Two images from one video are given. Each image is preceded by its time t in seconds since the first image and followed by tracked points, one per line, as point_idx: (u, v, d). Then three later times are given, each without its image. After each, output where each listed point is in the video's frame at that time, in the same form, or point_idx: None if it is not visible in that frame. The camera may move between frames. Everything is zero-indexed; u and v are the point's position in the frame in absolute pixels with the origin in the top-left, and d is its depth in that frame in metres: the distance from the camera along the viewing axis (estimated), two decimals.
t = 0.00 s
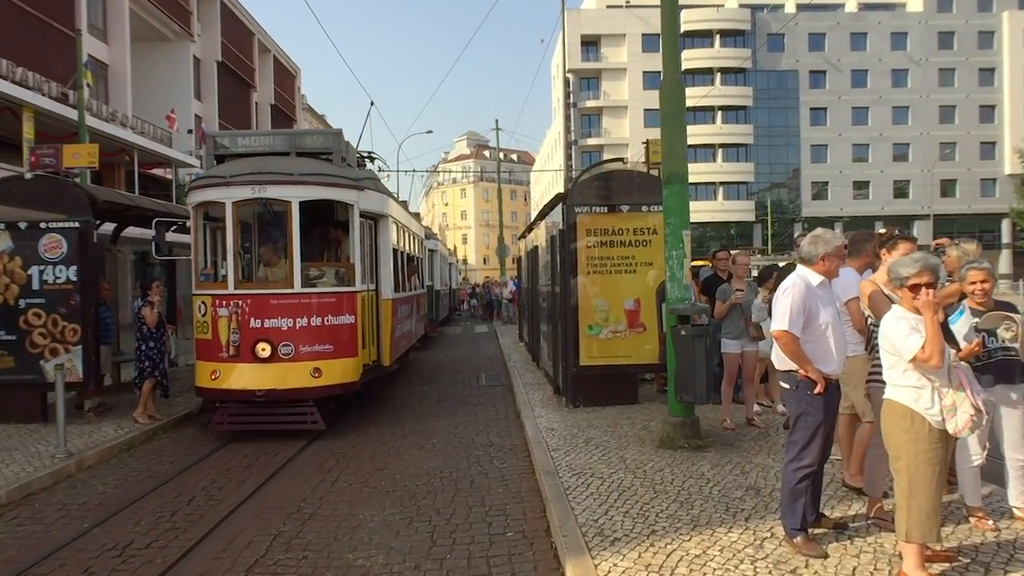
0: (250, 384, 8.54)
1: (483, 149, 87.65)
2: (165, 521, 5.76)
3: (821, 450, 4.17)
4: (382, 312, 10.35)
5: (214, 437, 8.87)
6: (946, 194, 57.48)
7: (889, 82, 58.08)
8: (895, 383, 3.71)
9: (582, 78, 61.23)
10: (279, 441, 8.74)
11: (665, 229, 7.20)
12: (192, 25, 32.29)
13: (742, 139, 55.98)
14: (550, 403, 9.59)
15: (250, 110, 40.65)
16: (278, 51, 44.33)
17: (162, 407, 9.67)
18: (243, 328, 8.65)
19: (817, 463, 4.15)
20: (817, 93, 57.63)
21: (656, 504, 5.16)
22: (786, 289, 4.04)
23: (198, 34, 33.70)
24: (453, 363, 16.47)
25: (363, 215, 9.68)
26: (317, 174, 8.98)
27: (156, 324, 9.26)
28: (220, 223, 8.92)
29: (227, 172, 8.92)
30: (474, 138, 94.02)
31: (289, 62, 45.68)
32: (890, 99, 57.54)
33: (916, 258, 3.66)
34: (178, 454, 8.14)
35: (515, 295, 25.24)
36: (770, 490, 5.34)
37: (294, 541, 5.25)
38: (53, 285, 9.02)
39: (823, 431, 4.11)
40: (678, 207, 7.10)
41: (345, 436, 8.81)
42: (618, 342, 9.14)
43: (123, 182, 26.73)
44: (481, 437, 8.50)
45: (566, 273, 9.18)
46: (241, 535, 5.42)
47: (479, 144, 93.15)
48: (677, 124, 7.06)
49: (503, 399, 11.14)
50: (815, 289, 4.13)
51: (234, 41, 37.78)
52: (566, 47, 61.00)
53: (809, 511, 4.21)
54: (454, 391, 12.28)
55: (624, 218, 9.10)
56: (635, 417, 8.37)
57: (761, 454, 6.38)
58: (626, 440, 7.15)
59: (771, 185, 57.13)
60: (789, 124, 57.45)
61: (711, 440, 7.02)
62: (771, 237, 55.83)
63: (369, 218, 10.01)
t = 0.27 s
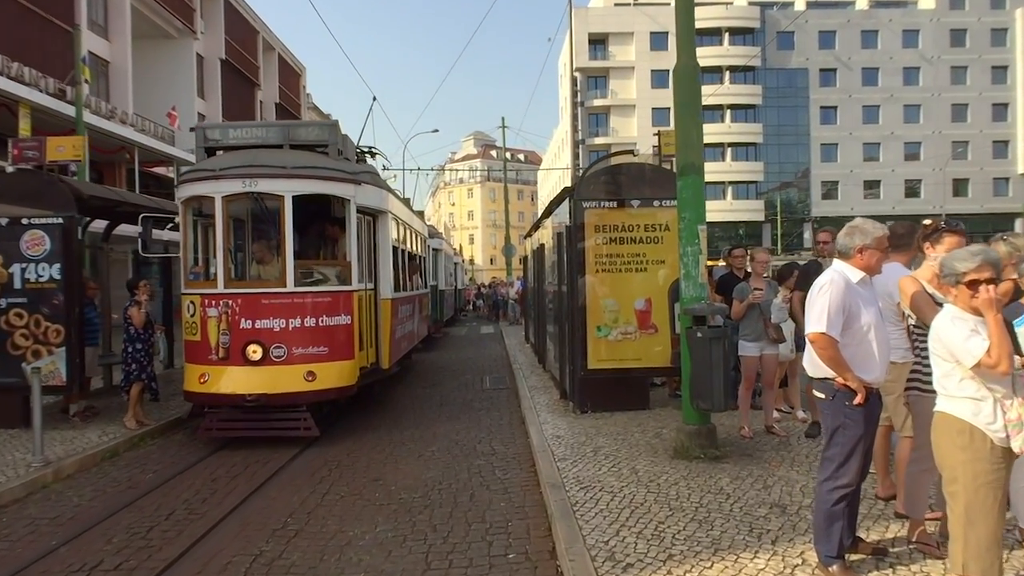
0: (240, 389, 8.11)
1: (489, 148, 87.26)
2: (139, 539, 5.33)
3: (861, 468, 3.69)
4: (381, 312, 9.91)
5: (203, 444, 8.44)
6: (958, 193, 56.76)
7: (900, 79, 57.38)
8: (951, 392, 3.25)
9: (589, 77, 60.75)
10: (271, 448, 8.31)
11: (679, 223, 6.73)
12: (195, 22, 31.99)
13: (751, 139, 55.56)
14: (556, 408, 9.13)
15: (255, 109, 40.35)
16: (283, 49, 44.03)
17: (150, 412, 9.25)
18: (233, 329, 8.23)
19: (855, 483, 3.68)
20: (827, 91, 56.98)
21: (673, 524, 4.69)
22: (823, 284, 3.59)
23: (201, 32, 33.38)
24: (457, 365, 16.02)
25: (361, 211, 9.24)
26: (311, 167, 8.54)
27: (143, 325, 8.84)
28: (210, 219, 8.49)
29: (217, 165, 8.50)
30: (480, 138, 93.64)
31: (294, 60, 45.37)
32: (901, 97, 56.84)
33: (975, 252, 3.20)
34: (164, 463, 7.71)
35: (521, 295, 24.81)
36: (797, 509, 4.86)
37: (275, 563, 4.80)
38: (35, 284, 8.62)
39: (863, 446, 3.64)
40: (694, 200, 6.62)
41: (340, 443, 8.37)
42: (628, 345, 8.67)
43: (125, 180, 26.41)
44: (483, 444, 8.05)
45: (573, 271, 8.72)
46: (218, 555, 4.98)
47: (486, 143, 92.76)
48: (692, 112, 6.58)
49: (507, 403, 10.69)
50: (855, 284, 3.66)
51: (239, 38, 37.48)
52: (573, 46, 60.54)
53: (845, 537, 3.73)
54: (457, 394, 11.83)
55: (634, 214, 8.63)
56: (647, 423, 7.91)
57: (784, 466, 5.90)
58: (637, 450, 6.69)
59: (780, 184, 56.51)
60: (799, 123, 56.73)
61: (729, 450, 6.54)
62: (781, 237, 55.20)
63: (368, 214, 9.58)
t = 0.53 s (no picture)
0: (229, 397, 7.68)
1: (493, 148, 86.91)
2: (111, 564, 4.91)
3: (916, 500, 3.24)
4: (379, 315, 9.49)
5: (191, 454, 8.02)
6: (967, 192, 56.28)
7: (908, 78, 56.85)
8: None
9: (594, 76, 60.35)
10: (263, 459, 7.88)
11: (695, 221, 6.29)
12: (196, 20, 31.68)
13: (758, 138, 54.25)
14: (564, 416, 8.69)
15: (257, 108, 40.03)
16: (285, 48, 43.74)
17: (136, 420, 8.84)
18: (223, 333, 7.80)
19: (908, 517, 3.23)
20: (834, 90, 56.46)
21: (695, 553, 4.26)
22: (872, 291, 3.17)
23: (202, 30, 33.04)
24: (460, 369, 15.60)
25: (358, 209, 8.81)
26: (306, 163, 8.11)
27: (129, 329, 8.44)
28: (199, 217, 8.08)
29: (206, 160, 8.07)
30: (485, 137, 93.32)
31: (297, 60, 45.07)
32: (909, 95, 56.33)
33: None
34: (148, 475, 7.29)
35: (526, 296, 24.42)
36: (831, 536, 4.41)
37: None
38: (16, 287, 8.23)
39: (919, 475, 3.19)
40: (710, 197, 6.18)
41: (336, 453, 7.94)
42: (639, 350, 8.23)
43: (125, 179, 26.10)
44: (486, 455, 7.63)
45: (581, 272, 8.29)
46: None
47: (490, 143, 92.42)
48: (709, 101, 6.14)
49: (511, 410, 10.27)
50: (910, 293, 3.24)
51: (241, 37, 37.18)
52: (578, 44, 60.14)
53: None
54: (460, 400, 11.40)
55: (644, 212, 8.20)
56: (659, 433, 7.48)
57: (811, 484, 5.46)
58: (651, 465, 6.25)
59: (787, 184, 55.99)
60: (806, 121, 56.12)
61: (751, 465, 6.09)
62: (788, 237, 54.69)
63: (365, 212, 9.15)
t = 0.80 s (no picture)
0: (220, 401, 7.25)
1: (498, 148, 86.49)
2: None
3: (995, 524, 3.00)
4: (379, 314, 9.05)
5: (181, 462, 7.60)
6: (977, 191, 55.61)
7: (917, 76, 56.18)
8: None
9: (599, 75, 59.88)
10: (256, 466, 7.46)
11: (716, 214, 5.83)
12: (197, 17, 31.32)
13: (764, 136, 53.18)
14: (574, 422, 8.24)
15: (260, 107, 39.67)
16: (288, 46, 43.38)
17: (124, 424, 8.43)
18: (214, 334, 7.38)
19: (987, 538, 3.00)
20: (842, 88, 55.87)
21: None
22: (945, 286, 2.94)
23: (204, 27, 32.71)
24: (465, 370, 15.16)
25: (357, 203, 8.37)
26: (301, 154, 7.67)
27: (115, 329, 8.04)
28: (189, 212, 7.66)
29: (197, 152, 7.66)
30: (489, 137, 92.88)
31: (300, 58, 44.72)
32: (918, 93, 55.71)
33: None
34: (134, 485, 6.88)
35: (531, 296, 23.96)
36: (877, 560, 3.96)
37: None
38: None
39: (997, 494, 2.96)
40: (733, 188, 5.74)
41: (333, 461, 7.50)
42: (654, 352, 7.78)
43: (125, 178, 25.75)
44: (491, 463, 7.19)
45: (592, 270, 7.84)
46: None
47: (495, 143, 91.99)
48: (733, 85, 5.71)
49: (517, 414, 9.83)
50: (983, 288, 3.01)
51: (243, 35, 36.81)
52: (584, 43, 59.66)
53: None
54: (464, 404, 10.96)
55: (659, 206, 7.74)
56: (676, 441, 7.03)
57: (847, 499, 5.00)
58: (670, 476, 5.81)
59: (795, 183, 55.42)
60: (814, 120, 55.46)
61: (778, 476, 5.63)
62: (795, 237, 54.12)
63: (365, 207, 8.72)
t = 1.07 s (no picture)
0: (209, 409, 6.85)
1: (502, 147, 86.06)
2: None
3: None
4: (378, 317, 8.65)
5: (169, 473, 7.20)
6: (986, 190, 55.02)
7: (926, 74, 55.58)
8: None
9: (604, 73, 59.41)
10: (247, 478, 7.07)
11: (739, 210, 5.41)
12: (198, 15, 30.95)
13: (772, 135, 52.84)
14: (582, 430, 7.82)
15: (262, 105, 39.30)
16: (291, 44, 43.02)
17: (109, 432, 8.04)
18: (203, 338, 6.99)
19: None
20: (850, 86, 55.32)
21: None
22: None
23: (206, 24, 32.36)
24: (468, 373, 14.76)
25: (355, 200, 7.98)
26: (295, 148, 7.27)
27: (101, 332, 7.63)
28: (178, 209, 7.25)
29: (185, 145, 7.25)
30: (493, 136, 92.49)
31: (303, 57, 44.35)
32: (927, 91, 55.14)
33: None
34: (118, 498, 6.49)
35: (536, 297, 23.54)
36: None
37: None
38: None
39: None
40: (757, 182, 5.32)
41: (329, 472, 7.10)
42: (667, 357, 7.36)
43: (124, 176, 25.39)
44: (496, 475, 6.79)
45: (602, 270, 7.43)
46: None
47: (499, 142, 91.58)
48: (757, 70, 5.28)
49: (523, 420, 9.43)
50: None
51: (245, 32, 36.44)
52: (588, 41, 59.18)
53: None
54: (467, 409, 10.55)
55: (673, 202, 7.33)
56: (691, 452, 6.62)
57: (885, 521, 4.58)
58: (688, 493, 5.39)
59: (802, 182, 54.90)
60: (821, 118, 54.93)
61: (806, 493, 5.21)
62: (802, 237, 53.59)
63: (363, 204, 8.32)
